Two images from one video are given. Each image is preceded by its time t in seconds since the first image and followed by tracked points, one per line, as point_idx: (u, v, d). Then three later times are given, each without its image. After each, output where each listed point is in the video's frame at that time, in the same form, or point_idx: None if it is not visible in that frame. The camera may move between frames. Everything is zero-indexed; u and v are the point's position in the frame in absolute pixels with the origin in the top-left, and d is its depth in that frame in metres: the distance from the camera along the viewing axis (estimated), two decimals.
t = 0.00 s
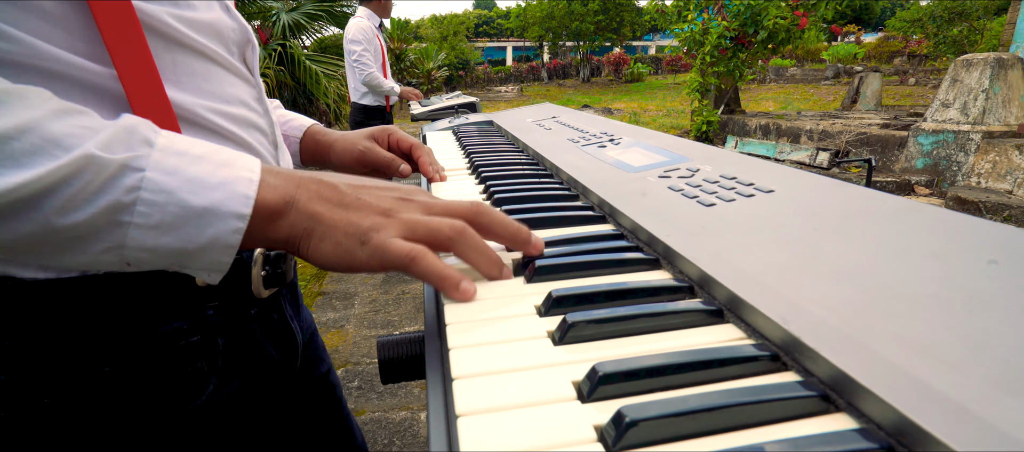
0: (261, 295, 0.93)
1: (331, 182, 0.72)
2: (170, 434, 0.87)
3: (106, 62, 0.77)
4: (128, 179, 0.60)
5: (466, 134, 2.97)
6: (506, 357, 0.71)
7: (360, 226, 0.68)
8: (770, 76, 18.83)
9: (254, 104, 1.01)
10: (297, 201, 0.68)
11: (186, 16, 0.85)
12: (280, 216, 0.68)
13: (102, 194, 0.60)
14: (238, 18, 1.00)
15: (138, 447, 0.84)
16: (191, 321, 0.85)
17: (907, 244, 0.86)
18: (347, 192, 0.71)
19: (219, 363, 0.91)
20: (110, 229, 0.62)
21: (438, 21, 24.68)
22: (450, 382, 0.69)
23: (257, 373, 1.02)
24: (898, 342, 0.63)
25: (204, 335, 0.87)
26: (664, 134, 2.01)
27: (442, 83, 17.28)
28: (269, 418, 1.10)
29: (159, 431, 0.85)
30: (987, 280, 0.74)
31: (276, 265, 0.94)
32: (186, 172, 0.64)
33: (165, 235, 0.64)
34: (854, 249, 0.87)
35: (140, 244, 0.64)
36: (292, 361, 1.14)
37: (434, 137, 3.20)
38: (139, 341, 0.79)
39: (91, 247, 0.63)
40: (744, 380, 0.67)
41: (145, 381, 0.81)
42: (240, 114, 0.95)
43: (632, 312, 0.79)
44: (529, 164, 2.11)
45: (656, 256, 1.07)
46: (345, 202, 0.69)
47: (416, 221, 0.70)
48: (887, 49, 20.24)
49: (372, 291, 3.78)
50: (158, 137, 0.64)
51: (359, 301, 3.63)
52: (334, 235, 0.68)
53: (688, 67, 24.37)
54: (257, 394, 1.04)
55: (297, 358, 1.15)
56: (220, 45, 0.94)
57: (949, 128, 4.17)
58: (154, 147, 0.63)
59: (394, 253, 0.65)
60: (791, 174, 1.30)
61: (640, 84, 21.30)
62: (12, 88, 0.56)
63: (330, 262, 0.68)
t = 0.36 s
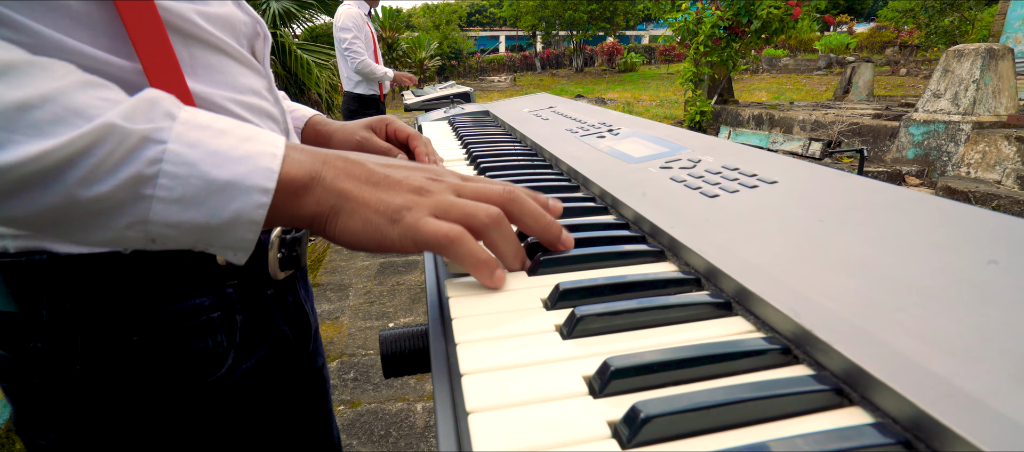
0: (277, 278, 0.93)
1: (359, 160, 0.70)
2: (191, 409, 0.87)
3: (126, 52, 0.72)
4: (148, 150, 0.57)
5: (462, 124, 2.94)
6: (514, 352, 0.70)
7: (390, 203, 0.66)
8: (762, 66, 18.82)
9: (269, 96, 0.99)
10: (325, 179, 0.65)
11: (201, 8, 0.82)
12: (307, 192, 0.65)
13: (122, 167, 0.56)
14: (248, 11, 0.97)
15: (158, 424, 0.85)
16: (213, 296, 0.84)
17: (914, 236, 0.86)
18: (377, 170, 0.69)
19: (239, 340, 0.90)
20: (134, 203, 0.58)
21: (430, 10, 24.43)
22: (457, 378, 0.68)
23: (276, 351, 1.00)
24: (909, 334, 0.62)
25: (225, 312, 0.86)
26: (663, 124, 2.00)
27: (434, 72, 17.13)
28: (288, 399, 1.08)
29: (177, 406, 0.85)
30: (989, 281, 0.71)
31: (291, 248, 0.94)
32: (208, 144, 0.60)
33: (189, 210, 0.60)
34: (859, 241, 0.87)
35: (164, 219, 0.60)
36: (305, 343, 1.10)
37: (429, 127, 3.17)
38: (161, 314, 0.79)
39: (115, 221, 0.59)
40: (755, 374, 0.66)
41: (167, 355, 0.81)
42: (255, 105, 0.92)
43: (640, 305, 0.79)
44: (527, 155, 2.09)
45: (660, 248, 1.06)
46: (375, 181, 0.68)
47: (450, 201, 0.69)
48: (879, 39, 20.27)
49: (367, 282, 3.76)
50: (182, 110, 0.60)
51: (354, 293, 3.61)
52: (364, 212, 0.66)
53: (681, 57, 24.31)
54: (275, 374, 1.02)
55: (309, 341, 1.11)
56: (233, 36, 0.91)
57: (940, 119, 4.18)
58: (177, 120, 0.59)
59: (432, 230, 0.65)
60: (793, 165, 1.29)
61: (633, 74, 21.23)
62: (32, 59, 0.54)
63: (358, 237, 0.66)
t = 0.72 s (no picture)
0: (271, 263, 0.96)
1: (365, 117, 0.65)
2: (195, 389, 0.87)
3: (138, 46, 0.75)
4: (164, 96, 0.54)
5: (460, 117, 2.90)
6: (531, 350, 0.68)
7: (400, 154, 0.61)
8: (757, 58, 18.78)
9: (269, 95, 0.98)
10: (334, 130, 0.60)
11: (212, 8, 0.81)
12: (317, 144, 0.59)
13: (140, 112, 0.53)
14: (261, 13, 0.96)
15: (162, 405, 0.86)
16: (208, 278, 0.87)
17: (934, 231, 0.84)
18: (385, 124, 0.64)
19: (239, 317, 0.91)
20: (151, 150, 0.55)
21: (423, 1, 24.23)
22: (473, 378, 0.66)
23: (279, 333, 0.99)
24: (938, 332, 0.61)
25: (221, 293, 0.88)
26: (667, 116, 1.97)
27: (428, 64, 17.01)
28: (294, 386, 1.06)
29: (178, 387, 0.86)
30: (986, 281, 0.70)
31: (286, 234, 0.97)
32: (223, 94, 0.57)
33: (206, 159, 0.57)
34: (878, 236, 0.85)
35: (179, 168, 0.57)
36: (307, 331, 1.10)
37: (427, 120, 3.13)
38: (156, 295, 0.82)
39: (132, 173, 0.56)
40: (779, 372, 0.65)
41: (165, 334, 0.83)
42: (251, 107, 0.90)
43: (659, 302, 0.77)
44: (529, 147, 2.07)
45: (672, 242, 1.04)
46: (383, 134, 0.62)
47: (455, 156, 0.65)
48: (873, 31, 20.24)
49: (364, 276, 3.73)
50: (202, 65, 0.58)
51: (351, 286, 3.58)
52: (375, 163, 0.60)
53: (676, 49, 24.23)
54: (280, 359, 1.01)
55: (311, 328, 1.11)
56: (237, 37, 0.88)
57: (934, 111, 4.16)
58: (195, 72, 0.57)
59: (441, 174, 0.60)
60: (804, 158, 1.27)
61: (628, 66, 21.14)
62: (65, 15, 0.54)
63: (367, 192, 0.60)
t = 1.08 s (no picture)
0: (280, 262, 0.96)
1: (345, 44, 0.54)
2: (203, 394, 0.89)
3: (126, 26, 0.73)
4: (138, 51, 0.44)
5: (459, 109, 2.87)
6: (550, 344, 0.67)
7: (399, 77, 0.51)
8: (752, 51, 18.75)
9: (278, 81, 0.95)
10: (325, 69, 0.50)
11: None
12: (310, 86, 0.50)
13: (118, 71, 0.44)
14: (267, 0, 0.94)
15: (173, 408, 0.87)
16: (218, 284, 0.88)
17: (955, 218, 0.82)
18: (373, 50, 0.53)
19: (247, 325, 0.92)
20: (135, 112, 0.46)
21: None
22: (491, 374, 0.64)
23: (286, 337, 1.01)
24: (966, 323, 0.59)
25: (230, 299, 0.89)
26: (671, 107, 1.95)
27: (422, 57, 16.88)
28: (298, 384, 1.09)
29: (186, 394, 0.87)
30: (990, 283, 0.65)
31: (294, 232, 0.97)
32: (206, 43, 0.47)
33: (199, 116, 0.47)
34: (897, 224, 0.83)
35: (172, 130, 0.47)
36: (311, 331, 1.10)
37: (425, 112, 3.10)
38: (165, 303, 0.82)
39: (116, 142, 0.47)
40: (804, 366, 0.63)
41: (174, 343, 0.84)
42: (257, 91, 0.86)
43: (675, 295, 0.75)
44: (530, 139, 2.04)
45: (685, 234, 1.02)
46: (375, 59, 0.52)
47: (465, 64, 0.55)
48: (868, 24, 20.23)
49: (360, 270, 3.70)
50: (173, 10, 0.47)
51: (347, 280, 3.55)
52: (378, 95, 0.50)
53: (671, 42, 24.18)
54: (286, 359, 1.03)
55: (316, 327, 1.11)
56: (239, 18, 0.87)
57: (929, 104, 4.14)
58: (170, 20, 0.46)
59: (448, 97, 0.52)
60: (814, 148, 1.25)
61: (623, 59, 21.07)
62: None
63: (377, 125, 0.52)
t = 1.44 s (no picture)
0: (242, 282, 0.94)
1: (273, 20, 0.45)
2: (150, 434, 0.85)
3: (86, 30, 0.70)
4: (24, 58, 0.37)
5: (454, 103, 2.85)
6: (552, 346, 0.66)
7: (337, 47, 0.42)
8: (746, 45, 18.77)
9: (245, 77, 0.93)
10: (247, 76, 0.42)
11: None
12: (239, 94, 0.43)
13: (10, 58, 0.38)
14: None
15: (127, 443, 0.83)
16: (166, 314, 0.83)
17: (956, 216, 0.82)
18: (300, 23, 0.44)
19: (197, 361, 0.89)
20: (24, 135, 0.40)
21: None
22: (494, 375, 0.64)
23: (246, 361, 1.00)
24: (971, 323, 0.58)
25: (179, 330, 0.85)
26: (669, 102, 1.94)
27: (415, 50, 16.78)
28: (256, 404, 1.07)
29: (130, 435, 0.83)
30: (992, 284, 0.65)
31: (257, 250, 0.95)
32: (98, 41, 0.39)
33: (99, 136, 0.40)
34: (898, 222, 0.82)
35: (72, 154, 0.40)
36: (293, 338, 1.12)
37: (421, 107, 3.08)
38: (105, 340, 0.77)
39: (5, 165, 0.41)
40: (807, 366, 0.63)
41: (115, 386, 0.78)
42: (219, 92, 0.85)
43: (677, 294, 0.75)
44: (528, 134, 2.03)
45: (685, 232, 1.02)
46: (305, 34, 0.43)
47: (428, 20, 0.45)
48: (861, 18, 20.28)
49: (355, 265, 3.69)
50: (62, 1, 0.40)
51: (342, 276, 3.54)
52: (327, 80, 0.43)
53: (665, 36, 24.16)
54: (246, 377, 1.03)
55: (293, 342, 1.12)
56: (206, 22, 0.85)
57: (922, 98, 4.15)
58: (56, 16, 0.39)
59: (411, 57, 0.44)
60: (813, 144, 1.25)
61: (618, 52, 21.04)
62: None
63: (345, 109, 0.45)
